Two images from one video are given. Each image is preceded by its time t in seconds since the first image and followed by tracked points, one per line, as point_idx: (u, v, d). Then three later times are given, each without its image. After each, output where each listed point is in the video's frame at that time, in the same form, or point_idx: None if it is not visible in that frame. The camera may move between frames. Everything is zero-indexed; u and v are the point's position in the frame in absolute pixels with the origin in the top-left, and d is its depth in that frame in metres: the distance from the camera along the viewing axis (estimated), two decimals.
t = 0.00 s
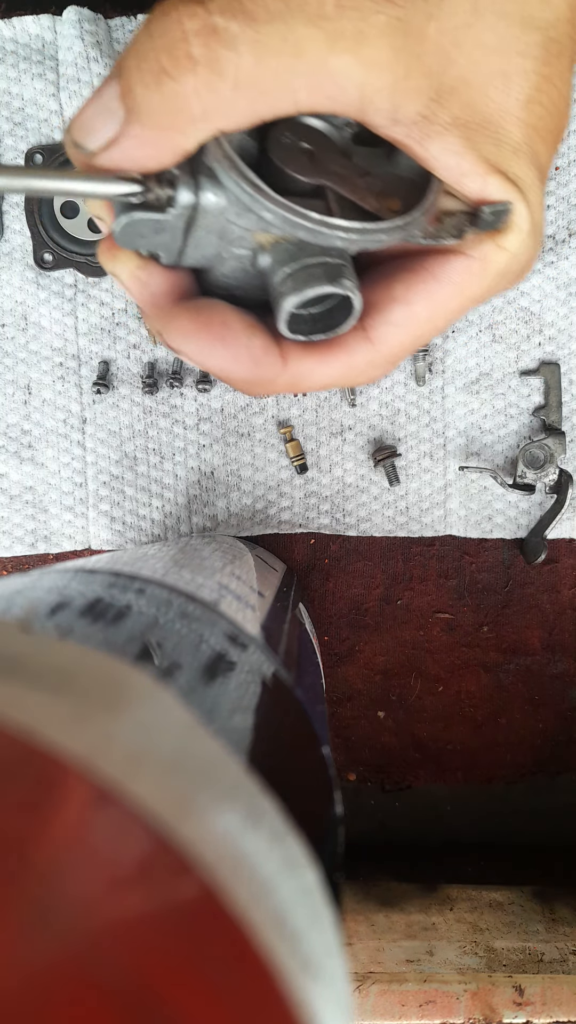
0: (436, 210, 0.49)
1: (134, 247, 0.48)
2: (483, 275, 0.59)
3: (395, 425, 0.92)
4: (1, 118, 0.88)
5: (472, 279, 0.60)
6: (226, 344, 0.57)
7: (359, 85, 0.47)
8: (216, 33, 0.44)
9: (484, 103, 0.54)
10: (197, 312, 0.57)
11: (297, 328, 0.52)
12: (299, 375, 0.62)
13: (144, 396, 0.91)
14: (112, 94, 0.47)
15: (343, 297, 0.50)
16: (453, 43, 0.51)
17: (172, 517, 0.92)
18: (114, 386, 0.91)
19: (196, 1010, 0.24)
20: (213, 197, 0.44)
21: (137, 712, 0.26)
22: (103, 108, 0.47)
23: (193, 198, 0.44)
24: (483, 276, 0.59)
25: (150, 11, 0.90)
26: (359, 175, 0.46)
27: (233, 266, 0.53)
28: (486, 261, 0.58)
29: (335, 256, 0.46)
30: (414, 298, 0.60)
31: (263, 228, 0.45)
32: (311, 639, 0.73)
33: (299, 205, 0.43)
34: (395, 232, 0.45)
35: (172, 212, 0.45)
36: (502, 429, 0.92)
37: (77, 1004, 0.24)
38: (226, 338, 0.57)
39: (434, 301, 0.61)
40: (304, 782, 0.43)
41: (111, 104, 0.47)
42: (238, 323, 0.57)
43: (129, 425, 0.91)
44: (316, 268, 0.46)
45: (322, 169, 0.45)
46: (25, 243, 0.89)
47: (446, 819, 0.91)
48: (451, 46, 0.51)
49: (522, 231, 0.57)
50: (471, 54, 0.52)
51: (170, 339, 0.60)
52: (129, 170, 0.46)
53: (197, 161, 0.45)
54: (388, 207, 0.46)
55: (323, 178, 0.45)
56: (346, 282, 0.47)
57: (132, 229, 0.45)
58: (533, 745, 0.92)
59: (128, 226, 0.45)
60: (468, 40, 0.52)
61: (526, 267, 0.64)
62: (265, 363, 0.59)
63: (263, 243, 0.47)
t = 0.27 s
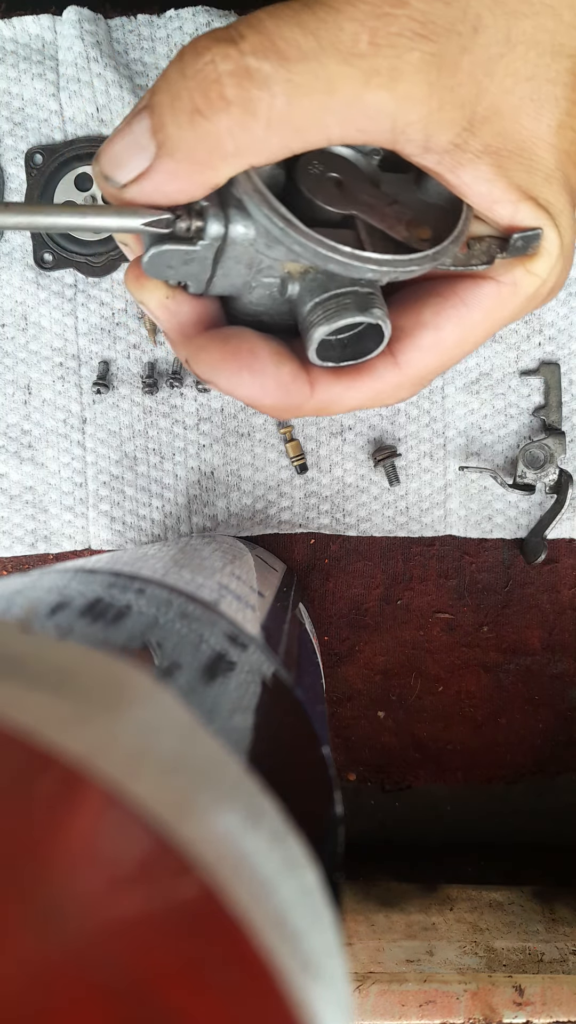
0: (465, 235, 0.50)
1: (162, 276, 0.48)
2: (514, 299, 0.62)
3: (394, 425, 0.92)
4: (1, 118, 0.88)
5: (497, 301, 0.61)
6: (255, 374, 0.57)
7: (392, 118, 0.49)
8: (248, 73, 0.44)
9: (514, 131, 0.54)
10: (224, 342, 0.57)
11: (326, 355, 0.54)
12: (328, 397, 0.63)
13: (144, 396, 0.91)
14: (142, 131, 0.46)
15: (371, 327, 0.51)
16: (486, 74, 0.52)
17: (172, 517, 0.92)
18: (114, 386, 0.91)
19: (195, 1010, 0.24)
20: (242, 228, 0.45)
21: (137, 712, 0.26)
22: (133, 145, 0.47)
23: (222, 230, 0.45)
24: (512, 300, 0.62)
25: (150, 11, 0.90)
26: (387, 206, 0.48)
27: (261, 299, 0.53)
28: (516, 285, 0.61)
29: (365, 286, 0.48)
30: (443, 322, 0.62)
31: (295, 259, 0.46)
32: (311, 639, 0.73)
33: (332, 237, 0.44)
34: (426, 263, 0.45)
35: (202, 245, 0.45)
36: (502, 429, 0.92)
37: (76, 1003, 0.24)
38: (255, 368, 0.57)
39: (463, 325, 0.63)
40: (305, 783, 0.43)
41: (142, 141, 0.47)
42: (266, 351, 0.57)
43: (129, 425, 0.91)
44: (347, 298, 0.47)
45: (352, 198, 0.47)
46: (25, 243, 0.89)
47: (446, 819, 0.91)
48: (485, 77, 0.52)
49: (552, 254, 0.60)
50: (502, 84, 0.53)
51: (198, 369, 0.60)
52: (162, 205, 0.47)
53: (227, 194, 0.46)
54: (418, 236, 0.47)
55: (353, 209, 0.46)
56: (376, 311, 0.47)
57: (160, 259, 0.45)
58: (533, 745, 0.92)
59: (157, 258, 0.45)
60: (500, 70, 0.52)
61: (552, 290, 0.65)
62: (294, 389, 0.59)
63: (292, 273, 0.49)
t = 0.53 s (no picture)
0: (481, 256, 0.50)
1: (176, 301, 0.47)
2: (527, 317, 0.63)
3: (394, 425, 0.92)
4: (1, 118, 0.88)
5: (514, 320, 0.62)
6: (265, 396, 0.57)
7: (408, 143, 0.49)
8: (264, 104, 0.43)
9: (532, 148, 0.55)
10: (235, 365, 0.57)
11: (340, 378, 0.53)
12: (341, 415, 0.63)
13: (144, 396, 0.91)
14: (157, 159, 0.45)
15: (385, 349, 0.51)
16: (502, 95, 0.52)
17: (172, 517, 0.92)
18: (114, 386, 0.91)
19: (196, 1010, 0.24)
20: (257, 253, 0.44)
21: (137, 712, 0.26)
22: (149, 173, 0.46)
23: (236, 256, 0.44)
24: (524, 319, 0.63)
25: (150, 10, 0.90)
26: (403, 227, 0.48)
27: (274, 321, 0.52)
28: (532, 305, 0.62)
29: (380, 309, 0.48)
30: (457, 340, 0.62)
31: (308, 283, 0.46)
32: (311, 639, 0.73)
33: (344, 262, 0.44)
34: (440, 287, 0.46)
35: (216, 268, 0.44)
36: (502, 429, 0.92)
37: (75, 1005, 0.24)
38: (265, 392, 0.57)
39: (478, 344, 0.63)
40: (306, 785, 0.43)
41: (157, 170, 0.45)
42: (278, 375, 0.57)
43: (129, 425, 0.91)
44: (362, 322, 0.47)
45: (366, 222, 0.47)
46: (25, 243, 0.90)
47: (446, 819, 0.91)
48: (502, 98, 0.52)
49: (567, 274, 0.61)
50: (521, 104, 0.54)
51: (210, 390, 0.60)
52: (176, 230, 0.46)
53: (240, 218, 0.45)
54: (433, 259, 0.47)
55: (368, 233, 0.46)
56: (391, 335, 0.47)
57: (173, 284, 0.44)
58: (533, 745, 0.92)
59: (171, 283, 0.44)
60: (518, 89, 0.53)
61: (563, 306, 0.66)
62: (306, 409, 0.60)
63: (306, 294, 0.47)
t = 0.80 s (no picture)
0: (478, 243, 0.50)
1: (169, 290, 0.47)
2: (524, 304, 0.63)
3: (395, 425, 0.92)
4: (1, 118, 0.88)
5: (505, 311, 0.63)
6: (259, 391, 0.57)
7: (407, 121, 0.49)
8: (258, 81, 0.44)
9: (530, 132, 0.55)
10: (228, 360, 0.57)
11: (336, 367, 0.53)
12: (337, 406, 0.63)
13: (144, 396, 0.91)
14: (147, 140, 0.46)
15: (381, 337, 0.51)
16: (500, 74, 0.52)
17: (172, 517, 0.92)
18: (114, 386, 0.91)
19: (197, 1010, 0.24)
20: (251, 239, 0.44)
21: (137, 711, 0.26)
22: (139, 157, 0.46)
23: (229, 242, 0.44)
24: (522, 306, 0.63)
25: (150, 10, 0.90)
26: (399, 212, 0.47)
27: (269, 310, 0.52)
28: (527, 292, 0.62)
29: (376, 299, 0.47)
30: (452, 330, 0.63)
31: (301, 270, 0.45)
32: (311, 639, 0.72)
33: (343, 249, 0.44)
34: (440, 272, 0.45)
35: (208, 255, 0.44)
36: (502, 429, 0.92)
37: (78, 1004, 0.24)
38: (259, 385, 0.57)
39: (475, 333, 0.64)
40: (305, 785, 0.43)
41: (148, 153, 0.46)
42: (270, 367, 0.57)
43: (129, 425, 0.91)
44: (357, 312, 0.47)
45: (362, 208, 0.46)
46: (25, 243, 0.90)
47: (447, 819, 0.91)
48: (504, 84, 0.52)
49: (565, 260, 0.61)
50: (519, 85, 0.53)
51: (202, 382, 0.60)
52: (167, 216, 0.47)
53: (234, 206, 0.45)
54: (431, 244, 0.47)
55: (364, 218, 0.46)
56: (388, 323, 0.47)
57: (165, 271, 0.44)
58: (533, 745, 0.92)
59: (162, 270, 0.44)
60: (514, 70, 0.52)
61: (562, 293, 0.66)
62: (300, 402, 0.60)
63: (300, 283, 0.48)
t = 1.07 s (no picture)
0: (503, 234, 0.50)
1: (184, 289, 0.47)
2: (550, 299, 0.64)
3: (394, 425, 0.92)
4: (1, 118, 0.88)
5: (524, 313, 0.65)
6: (279, 391, 0.56)
7: (431, 107, 0.48)
8: (277, 72, 0.43)
9: (557, 118, 0.53)
10: (246, 361, 0.56)
11: (357, 366, 0.53)
12: (359, 407, 0.64)
13: (144, 396, 0.91)
14: (167, 132, 0.46)
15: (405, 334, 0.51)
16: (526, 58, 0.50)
17: (172, 517, 0.92)
18: (114, 386, 0.91)
19: (197, 1009, 0.24)
20: (268, 236, 0.44)
21: (137, 711, 0.26)
22: (156, 147, 0.46)
23: (246, 240, 0.44)
24: (548, 299, 0.64)
25: (150, 10, 0.90)
26: (420, 206, 0.48)
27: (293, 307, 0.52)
28: (553, 286, 0.63)
29: (398, 295, 0.47)
30: (478, 325, 0.64)
31: (323, 265, 0.45)
32: (311, 639, 0.72)
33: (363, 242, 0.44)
34: (463, 266, 0.45)
35: (225, 253, 0.44)
36: (502, 429, 0.92)
37: (78, 1002, 0.24)
38: (279, 385, 0.56)
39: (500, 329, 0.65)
40: (305, 785, 0.43)
41: (167, 144, 0.46)
42: (291, 368, 0.56)
43: (129, 425, 0.91)
44: (379, 306, 0.47)
45: (382, 202, 0.46)
46: (25, 243, 0.90)
47: (447, 819, 0.91)
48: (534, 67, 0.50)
49: None
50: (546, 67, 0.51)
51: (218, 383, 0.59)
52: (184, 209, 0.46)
53: (250, 199, 0.45)
54: (454, 238, 0.47)
55: (385, 212, 0.46)
56: (411, 318, 0.47)
57: (181, 270, 0.44)
58: (533, 745, 0.92)
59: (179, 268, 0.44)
60: (540, 54, 0.50)
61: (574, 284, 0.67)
62: (321, 403, 0.59)
63: (320, 281, 0.48)
